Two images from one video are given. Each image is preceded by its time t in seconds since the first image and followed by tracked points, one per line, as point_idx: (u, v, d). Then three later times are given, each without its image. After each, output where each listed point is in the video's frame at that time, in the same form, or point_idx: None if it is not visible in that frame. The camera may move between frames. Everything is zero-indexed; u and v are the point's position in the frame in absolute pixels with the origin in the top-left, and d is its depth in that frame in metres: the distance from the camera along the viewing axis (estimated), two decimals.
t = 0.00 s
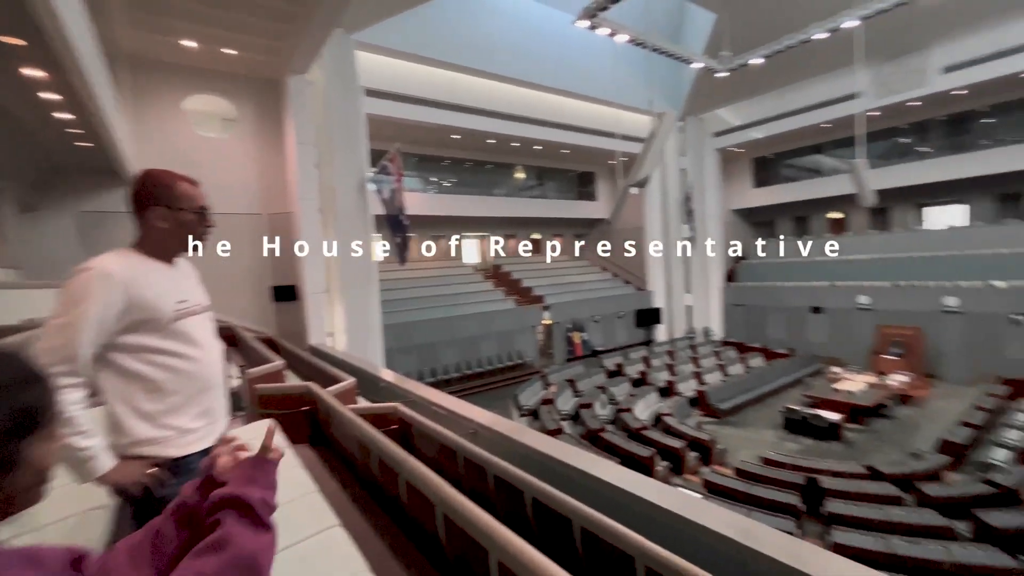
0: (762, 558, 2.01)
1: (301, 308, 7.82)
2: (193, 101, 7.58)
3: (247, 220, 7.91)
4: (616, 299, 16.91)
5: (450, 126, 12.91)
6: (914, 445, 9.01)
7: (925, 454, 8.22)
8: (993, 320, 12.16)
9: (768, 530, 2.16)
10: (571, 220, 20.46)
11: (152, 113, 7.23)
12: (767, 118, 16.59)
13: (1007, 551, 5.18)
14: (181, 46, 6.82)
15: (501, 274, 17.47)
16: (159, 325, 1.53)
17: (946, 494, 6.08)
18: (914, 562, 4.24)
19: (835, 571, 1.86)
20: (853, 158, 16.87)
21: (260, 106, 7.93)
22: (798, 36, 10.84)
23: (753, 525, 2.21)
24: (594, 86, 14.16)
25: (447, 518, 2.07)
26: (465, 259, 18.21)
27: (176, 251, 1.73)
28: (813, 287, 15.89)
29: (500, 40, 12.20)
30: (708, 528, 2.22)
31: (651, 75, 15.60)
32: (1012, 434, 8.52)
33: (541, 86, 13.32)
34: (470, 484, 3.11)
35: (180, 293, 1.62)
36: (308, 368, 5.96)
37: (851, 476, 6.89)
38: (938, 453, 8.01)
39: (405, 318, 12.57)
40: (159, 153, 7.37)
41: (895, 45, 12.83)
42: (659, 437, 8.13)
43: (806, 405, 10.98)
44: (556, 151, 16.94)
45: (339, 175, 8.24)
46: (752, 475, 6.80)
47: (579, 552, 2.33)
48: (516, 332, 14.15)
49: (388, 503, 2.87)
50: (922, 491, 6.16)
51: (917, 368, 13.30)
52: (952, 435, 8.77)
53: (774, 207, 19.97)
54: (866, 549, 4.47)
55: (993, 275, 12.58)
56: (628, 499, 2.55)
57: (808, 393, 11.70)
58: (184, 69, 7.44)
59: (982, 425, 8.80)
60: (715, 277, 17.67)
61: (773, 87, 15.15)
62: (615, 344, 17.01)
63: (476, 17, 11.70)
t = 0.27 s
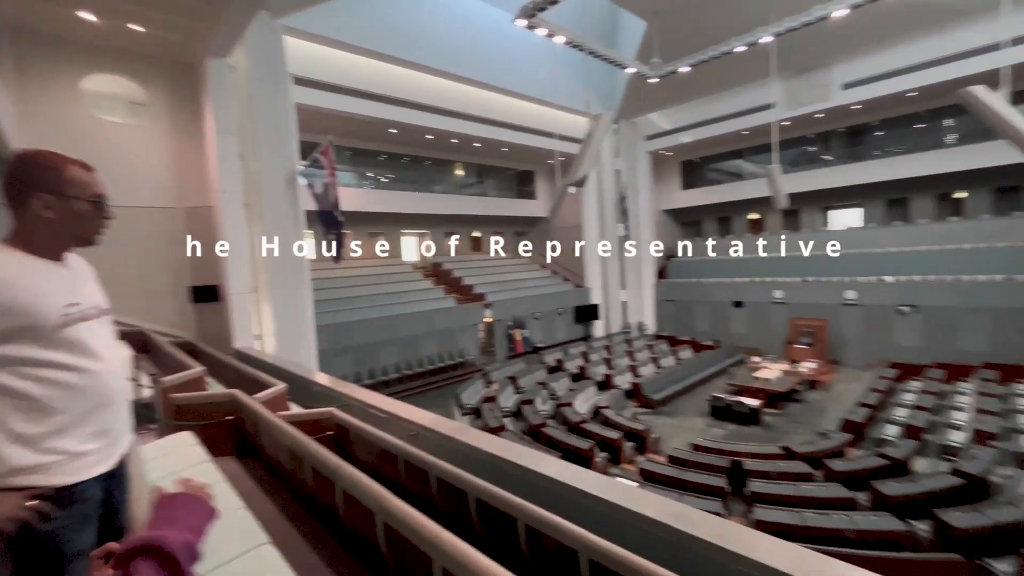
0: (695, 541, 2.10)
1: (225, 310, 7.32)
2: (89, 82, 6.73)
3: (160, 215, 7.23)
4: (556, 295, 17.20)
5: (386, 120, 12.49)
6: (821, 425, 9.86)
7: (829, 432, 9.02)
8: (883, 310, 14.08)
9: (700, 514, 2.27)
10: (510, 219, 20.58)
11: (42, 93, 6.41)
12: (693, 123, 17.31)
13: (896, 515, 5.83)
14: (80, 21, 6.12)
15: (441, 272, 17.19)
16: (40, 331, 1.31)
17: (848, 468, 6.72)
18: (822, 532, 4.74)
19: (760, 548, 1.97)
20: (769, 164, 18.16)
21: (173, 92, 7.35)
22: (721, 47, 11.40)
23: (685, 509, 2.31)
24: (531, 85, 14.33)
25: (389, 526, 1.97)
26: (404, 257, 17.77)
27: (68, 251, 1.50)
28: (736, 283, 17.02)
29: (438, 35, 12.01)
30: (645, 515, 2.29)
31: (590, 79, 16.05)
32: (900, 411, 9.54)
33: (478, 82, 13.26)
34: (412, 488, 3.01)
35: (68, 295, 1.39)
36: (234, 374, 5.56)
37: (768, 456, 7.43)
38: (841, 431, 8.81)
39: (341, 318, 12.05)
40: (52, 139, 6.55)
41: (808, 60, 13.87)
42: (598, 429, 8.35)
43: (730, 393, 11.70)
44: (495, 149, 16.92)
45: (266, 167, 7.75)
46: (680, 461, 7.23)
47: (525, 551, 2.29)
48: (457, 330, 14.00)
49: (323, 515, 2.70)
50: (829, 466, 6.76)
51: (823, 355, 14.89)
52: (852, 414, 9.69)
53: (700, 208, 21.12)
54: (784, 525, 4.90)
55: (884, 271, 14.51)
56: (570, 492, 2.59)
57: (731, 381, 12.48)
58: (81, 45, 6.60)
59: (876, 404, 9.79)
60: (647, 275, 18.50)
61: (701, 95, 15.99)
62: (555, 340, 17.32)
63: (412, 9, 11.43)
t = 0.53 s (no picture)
0: (639, 529, 2.15)
1: (146, 311, 6.76)
2: None
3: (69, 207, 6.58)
4: (503, 293, 17.23)
5: (324, 111, 11.95)
6: (751, 412, 10.48)
7: (758, 418, 9.59)
8: (803, 304, 15.40)
9: (644, 502, 2.32)
10: (457, 216, 20.39)
11: None
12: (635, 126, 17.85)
13: (817, 492, 6.31)
14: None
15: (386, 270, 16.71)
16: None
17: (775, 451, 7.18)
18: (752, 511, 5.10)
19: (700, 533, 2.05)
20: (704, 167, 19.02)
21: (84, 72, 6.70)
22: (660, 53, 11.69)
23: (629, 499, 2.36)
24: (477, 82, 14.18)
25: (332, 535, 1.87)
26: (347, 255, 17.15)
27: None
28: (675, 280, 17.80)
29: (380, 25, 11.62)
30: (592, 506, 2.32)
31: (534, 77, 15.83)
32: (818, 396, 10.31)
33: (421, 77, 12.97)
34: (357, 493, 2.89)
35: None
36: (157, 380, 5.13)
37: (705, 443, 7.78)
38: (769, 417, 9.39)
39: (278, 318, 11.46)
40: None
41: (741, 68, 14.62)
42: (546, 425, 8.43)
43: (670, 384, 12.18)
44: (441, 145, 16.67)
45: (193, 158, 7.24)
46: (624, 452, 7.44)
47: (475, 551, 2.25)
48: (404, 330, 13.70)
49: (260, 528, 2.53)
50: (759, 450, 7.19)
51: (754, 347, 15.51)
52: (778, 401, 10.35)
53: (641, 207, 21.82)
54: (719, 507, 5.20)
55: (805, 270, 15.68)
56: (518, 488, 2.58)
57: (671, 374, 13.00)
58: None
59: (797, 391, 10.52)
60: (592, 272, 18.91)
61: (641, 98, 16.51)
62: (502, 338, 17.35)
63: None
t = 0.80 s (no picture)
0: (596, 523, 2.13)
1: (70, 315, 6.24)
2: None
3: None
4: (460, 292, 17.08)
5: (269, 102, 11.39)
6: (700, 404, 10.86)
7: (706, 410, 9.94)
8: (746, 300, 16.12)
9: (598, 496, 2.32)
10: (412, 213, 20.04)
11: None
12: (589, 127, 18.07)
13: (760, 478, 6.62)
14: None
15: (338, 269, 16.18)
16: None
17: (721, 441, 7.46)
18: (701, 499, 5.32)
19: (652, 524, 2.06)
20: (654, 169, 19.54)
21: None
22: (613, 56, 11.82)
23: (584, 494, 2.35)
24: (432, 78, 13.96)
25: (277, 548, 1.74)
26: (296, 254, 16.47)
27: None
28: (628, 278, 18.24)
29: (330, 16, 11.21)
30: (548, 502, 2.29)
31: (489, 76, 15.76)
32: (760, 387, 10.82)
33: (374, 71, 12.61)
34: (307, 502, 2.75)
35: None
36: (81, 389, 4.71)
37: (657, 436, 7.99)
38: (715, 408, 9.76)
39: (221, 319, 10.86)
40: None
41: (690, 73, 15.09)
42: (503, 423, 8.41)
43: (624, 380, 12.45)
44: (395, 141, 16.32)
45: (121, 149, 6.75)
46: (580, 447, 7.52)
47: (432, 556, 2.17)
48: (357, 330, 13.32)
49: (197, 545, 2.34)
50: (707, 440, 7.46)
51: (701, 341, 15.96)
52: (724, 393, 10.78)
53: (595, 207, 22.19)
54: (671, 497, 5.35)
55: (747, 268, 16.42)
56: (474, 488, 2.52)
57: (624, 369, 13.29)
58: None
59: (741, 382, 10.99)
60: (547, 271, 19.07)
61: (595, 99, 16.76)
62: (459, 337, 17.22)
63: None
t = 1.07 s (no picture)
0: (558, 526, 2.08)
1: None
2: None
3: None
4: (423, 293, 16.83)
5: (219, 95, 10.85)
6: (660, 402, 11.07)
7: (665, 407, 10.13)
8: (703, 300, 16.58)
9: (561, 498, 2.28)
10: (372, 213, 19.60)
11: None
12: (552, 129, 18.17)
13: (717, 473, 6.78)
14: None
15: (295, 270, 15.61)
16: None
17: (681, 437, 7.60)
18: (662, 495, 5.39)
19: (614, 524, 2.03)
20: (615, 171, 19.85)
21: None
22: (575, 60, 11.89)
23: (547, 496, 2.30)
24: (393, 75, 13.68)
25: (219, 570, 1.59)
26: (250, 254, 15.81)
27: None
28: (590, 279, 18.45)
29: (283, 9, 10.81)
30: (510, 506, 2.22)
31: (452, 75, 15.57)
32: (716, 384, 11.13)
33: (332, 66, 12.23)
34: (258, 515, 2.57)
35: None
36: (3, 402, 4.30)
37: (619, 434, 8.06)
38: (674, 405, 9.97)
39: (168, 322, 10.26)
40: None
41: (650, 79, 15.39)
42: (467, 425, 8.29)
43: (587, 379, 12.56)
44: (355, 139, 15.92)
45: (52, 139, 6.27)
46: (545, 447, 7.49)
47: (392, 568, 2.06)
48: (316, 333, 12.88)
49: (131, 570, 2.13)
50: (667, 437, 7.59)
51: (661, 341, 16.13)
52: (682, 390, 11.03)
53: (558, 208, 22.35)
54: (633, 495, 5.38)
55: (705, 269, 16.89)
56: (435, 494, 2.43)
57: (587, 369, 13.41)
58: None
59: (698, 379, 11.27)
60: (511, 271, 19.05)
61: (557, 102, 16.86)
62: (422, 339, 16.95)
63: None
